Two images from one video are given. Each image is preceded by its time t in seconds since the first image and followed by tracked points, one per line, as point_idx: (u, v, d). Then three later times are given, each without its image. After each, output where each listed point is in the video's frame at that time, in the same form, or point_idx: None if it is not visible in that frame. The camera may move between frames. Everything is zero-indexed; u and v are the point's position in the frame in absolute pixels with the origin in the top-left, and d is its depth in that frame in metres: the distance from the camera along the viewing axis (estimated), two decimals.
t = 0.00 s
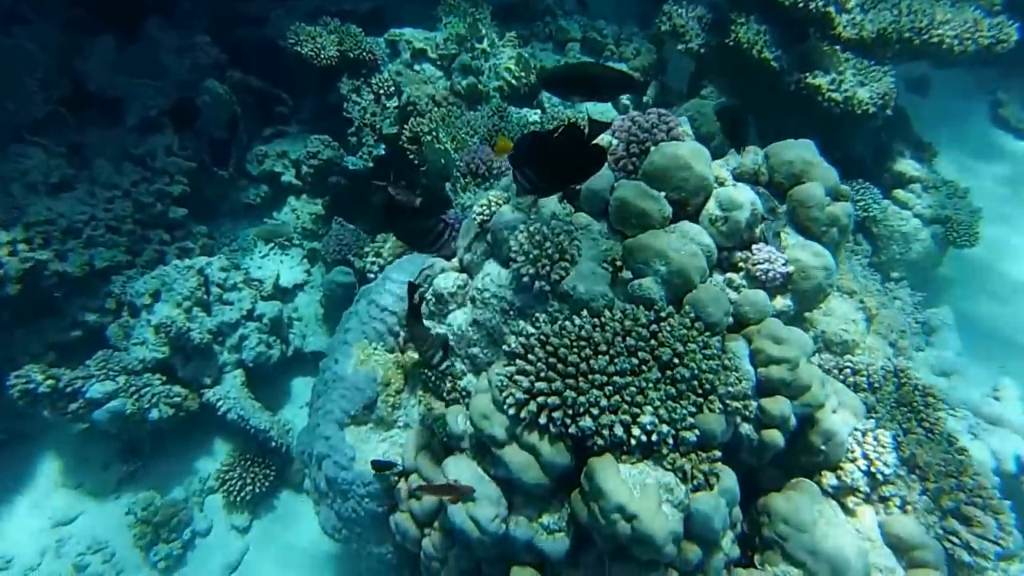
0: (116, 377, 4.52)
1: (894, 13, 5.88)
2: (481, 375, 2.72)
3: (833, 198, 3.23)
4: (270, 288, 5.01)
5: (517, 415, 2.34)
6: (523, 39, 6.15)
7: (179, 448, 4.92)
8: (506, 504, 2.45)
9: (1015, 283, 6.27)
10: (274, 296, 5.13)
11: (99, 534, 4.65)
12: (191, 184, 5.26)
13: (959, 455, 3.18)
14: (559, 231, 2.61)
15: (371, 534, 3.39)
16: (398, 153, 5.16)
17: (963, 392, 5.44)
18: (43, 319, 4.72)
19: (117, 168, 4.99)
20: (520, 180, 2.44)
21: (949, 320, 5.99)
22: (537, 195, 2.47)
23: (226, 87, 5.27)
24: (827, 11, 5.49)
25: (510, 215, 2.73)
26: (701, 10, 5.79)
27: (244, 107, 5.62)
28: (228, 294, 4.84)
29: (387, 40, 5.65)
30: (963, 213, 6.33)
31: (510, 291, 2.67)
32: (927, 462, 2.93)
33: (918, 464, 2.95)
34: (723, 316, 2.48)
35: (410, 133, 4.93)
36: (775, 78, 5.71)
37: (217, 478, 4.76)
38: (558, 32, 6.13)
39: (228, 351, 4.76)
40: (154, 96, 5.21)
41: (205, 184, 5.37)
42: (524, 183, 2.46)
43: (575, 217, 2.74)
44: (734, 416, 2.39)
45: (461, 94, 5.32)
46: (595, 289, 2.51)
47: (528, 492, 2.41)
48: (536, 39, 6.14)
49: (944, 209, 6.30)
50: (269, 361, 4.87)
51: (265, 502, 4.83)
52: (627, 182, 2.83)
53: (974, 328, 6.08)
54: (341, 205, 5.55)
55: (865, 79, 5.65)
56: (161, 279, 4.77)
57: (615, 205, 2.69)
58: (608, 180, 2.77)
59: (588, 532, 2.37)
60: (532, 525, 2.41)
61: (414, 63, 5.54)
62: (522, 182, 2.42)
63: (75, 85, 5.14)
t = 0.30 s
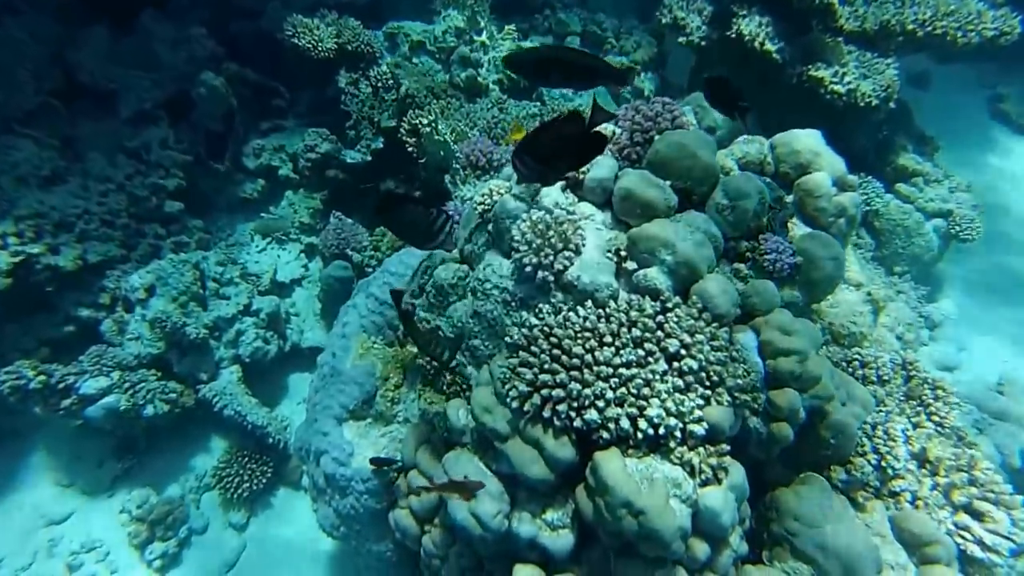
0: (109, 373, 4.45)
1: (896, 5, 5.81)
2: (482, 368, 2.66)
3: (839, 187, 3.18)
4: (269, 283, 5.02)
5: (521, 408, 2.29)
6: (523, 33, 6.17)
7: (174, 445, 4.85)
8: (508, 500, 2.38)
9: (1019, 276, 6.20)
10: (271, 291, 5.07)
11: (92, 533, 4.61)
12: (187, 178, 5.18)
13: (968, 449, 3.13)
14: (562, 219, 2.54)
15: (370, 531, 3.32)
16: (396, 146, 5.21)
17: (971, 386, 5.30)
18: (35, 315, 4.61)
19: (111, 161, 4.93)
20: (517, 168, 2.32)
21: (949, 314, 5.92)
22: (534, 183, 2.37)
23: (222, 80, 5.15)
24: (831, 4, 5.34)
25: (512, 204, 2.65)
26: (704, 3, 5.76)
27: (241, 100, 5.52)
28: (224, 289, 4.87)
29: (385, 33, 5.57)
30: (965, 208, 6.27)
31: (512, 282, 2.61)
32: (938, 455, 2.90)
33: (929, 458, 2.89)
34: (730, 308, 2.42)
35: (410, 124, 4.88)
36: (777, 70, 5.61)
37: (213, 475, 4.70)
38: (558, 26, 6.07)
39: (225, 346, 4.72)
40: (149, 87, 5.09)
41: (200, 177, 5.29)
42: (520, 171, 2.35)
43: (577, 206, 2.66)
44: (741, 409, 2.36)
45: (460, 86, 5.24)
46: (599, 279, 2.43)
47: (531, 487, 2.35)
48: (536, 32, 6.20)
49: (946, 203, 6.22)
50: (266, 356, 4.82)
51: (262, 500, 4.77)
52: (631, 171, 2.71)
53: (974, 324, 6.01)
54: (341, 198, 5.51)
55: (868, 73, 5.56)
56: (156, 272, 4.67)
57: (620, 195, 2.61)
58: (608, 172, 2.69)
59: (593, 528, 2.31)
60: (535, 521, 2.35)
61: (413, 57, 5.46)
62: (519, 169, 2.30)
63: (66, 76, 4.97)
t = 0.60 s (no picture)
0: (104, 370, 4.39)
1: None
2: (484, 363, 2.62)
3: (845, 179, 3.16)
4: (266, 279, 4.98)
5: (524, 404, 2.23)
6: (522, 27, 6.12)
7: (171, 443, 4.80)
8: (512, 499, 2.32)
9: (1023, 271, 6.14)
10: (268, 287, 5.02)
11: (86, 534, 4.54)
12: (183, 174, 5.11)
13: (979, 445, 3.08)
14: (565, 211, 2.47)
15: (370, 530, 3.26)
16: (394, 139, 5.16)
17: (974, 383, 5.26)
18: (29, 311, 4.53)
19: (106, 156, 4.85)
20: (514, 150, 2.28)
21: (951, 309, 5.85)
22: (531, 167, 2.33)
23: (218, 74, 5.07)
24: None
25: (513, 195, 2.59)
26: None
27: (237, 94, 5.44)
28: (221, 285, 4.74)
29: (383, 27, 5.53)
30: (968, 202, 6.18)
31: (514, 276, 2.56)
32: (949, 451, 2.84)
33: (939, 454, 2.83)
34: (738, 300, 2.39)
35: (409, 117, 4.79)
36: (777, 63, 5.51)
37: (210, 474, 4.64)
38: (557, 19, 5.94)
39: (222, 343, 4.65)
40: (143, 81, 5.03)
41: (197, 172, 5.22)
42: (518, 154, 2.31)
43: (581, 197, 2.64)
44: (749, 405, 2.30)
45: (457, 79, 5.11)
46: (603, 272, 2.38)
47: (535, 485, 2.29)
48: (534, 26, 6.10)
49: (948, 197, 6.19)
50: (263, 353, 4.75)
51: (261, 498, 4.71)
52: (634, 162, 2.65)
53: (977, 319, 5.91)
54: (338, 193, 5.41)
55: (869, 65, 5.49)
56: (152, 268, 4.57)
57: (621, 187, 2.58)
58: (613, 163, 2.63)
59: (599, 527, 2.25)
60: (539, 520, 2.29)
61: (411, 50, 5.41)
62: (517, 152, 2.27)
63: (59, 69, 4.90)
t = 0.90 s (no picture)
0: (98, 369, 4.33)
1: None
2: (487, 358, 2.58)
3: (855, 172, 3.08)
4: (263, 276, 4.85)
5: (527, 402, 2.19)
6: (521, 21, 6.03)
7: (167, 443, 4.74)
8: (514, 498, 2.27)
9: None
10: (265, 284, 4.94)
11: (81, 535, 4.50)
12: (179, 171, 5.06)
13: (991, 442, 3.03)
14: (569, 203, 2.43)
15: (369, 530, 3.21)
16: (392, 134, 5.14)
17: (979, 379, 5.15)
18: (22, 309, 4.48)
19: (100, 152, 4.79)
20: (511, 139, 2.23)
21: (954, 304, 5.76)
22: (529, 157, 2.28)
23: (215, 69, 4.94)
24: None
25: (513, 187, 2.55)
26: None
27: (234, 90, 5.34)
28: (218, 282, 4.65)
29: (381, 22, 5.44)
30: (970, 197, 6.16)
31: (516, 270, 2.51)
32: (960, 449, 2.81)
33: (950, 452, 2.80)
34: (746, 294, 2.33)
35: (408, 112, 4.79)
36: (779, 58, 5.43)
37: (207, 473, 4.56)
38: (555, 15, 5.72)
39: (219, 341, 4.55)
40: (138, 77, 4.88)
41: (193, 169, 5.16)
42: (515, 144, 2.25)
43: (584, 191, 2.54)
44: (757, 402, 2.28)
45: (456, 75, 5.06)
46: (608, 266, 2.32)
47: (538, 485, 2.22)
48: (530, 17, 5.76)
49: (950, 192, 6.15)
50: (260, 351, 4.68)
51: (258, 497, 4.65)
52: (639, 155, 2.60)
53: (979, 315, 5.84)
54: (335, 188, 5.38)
55: (872, 59, 5.38)
56: (147, 265, 4.54)
57: (627, 180, 2.51)
58: (618, 156, 2.57)
59: (604, 528, 2.20)
60: (542, 521, 2.23)
61: (410, 46, 5.36)
62: (514, 141, 2.22)
63: (52, 65, 4.79)
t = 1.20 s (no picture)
0: (93, 369, 4.27)
1: None
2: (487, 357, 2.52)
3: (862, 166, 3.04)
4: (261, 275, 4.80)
5: (530, 402, 2.13)
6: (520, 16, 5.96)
7: (163, 444, 4.68)
8: (517, 499, 2.21)
9: None
10: (263, 283, 4.89)
11: (75, 537, 4.42)
12: (174, 167, 4.97)
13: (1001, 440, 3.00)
14: (572, 199, 2.39)
15: (368, 532, 3.17)
16: (390, 131, 5.08)
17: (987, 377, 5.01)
18: (16, 309, 4.42)
19: (94, 149, 4.72)
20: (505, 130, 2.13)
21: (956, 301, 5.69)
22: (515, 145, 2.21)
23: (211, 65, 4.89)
24: None
25: (516, 182, 2.53)
26: None
27: (230, 87, 5.25)
28: (216, 281, 4.56)
29: (379, 19, 5.38)
30: (972, 193, 6.18)
31: (518, 266, 2.45)
32: (970, 447, 2.78)
33: (961, 451, 2.77)
34: (753, 291, 2.29)
35: (405, 109, 4.75)
36: (780, 53, 5.33)
37: (205, 474, 4.52)
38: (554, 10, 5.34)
39: (216, 340, 4.47)
40: (134, 73, 4.82)
41: (189, 167, 5.09)
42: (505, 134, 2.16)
43: (587, 185, 2.54)
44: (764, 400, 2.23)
45: (456, 72, 4.82)
46: (612, 262, 2.29)
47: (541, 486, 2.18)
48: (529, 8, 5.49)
49: (953, 188, 6.14)
50: (258, 351, 4.63)
51: (256, 498, 4.62)
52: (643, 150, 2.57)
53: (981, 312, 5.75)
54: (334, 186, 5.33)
55: (874, 55, 5.35)
56: (143, 264, 4.52)
57: (630, 174, 2.48)
58: (620, 150, 2.54)
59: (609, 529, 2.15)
60: (545, 522, 2.19)
61: (409, 43, 5.28)
62: (510, 134, 2.13)
63: (44, 61, 4.69)
